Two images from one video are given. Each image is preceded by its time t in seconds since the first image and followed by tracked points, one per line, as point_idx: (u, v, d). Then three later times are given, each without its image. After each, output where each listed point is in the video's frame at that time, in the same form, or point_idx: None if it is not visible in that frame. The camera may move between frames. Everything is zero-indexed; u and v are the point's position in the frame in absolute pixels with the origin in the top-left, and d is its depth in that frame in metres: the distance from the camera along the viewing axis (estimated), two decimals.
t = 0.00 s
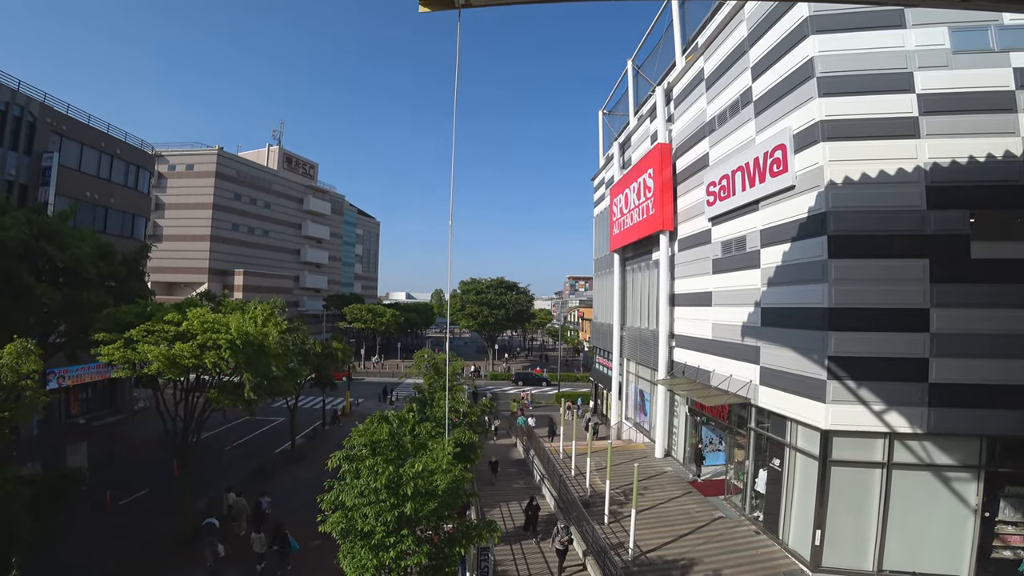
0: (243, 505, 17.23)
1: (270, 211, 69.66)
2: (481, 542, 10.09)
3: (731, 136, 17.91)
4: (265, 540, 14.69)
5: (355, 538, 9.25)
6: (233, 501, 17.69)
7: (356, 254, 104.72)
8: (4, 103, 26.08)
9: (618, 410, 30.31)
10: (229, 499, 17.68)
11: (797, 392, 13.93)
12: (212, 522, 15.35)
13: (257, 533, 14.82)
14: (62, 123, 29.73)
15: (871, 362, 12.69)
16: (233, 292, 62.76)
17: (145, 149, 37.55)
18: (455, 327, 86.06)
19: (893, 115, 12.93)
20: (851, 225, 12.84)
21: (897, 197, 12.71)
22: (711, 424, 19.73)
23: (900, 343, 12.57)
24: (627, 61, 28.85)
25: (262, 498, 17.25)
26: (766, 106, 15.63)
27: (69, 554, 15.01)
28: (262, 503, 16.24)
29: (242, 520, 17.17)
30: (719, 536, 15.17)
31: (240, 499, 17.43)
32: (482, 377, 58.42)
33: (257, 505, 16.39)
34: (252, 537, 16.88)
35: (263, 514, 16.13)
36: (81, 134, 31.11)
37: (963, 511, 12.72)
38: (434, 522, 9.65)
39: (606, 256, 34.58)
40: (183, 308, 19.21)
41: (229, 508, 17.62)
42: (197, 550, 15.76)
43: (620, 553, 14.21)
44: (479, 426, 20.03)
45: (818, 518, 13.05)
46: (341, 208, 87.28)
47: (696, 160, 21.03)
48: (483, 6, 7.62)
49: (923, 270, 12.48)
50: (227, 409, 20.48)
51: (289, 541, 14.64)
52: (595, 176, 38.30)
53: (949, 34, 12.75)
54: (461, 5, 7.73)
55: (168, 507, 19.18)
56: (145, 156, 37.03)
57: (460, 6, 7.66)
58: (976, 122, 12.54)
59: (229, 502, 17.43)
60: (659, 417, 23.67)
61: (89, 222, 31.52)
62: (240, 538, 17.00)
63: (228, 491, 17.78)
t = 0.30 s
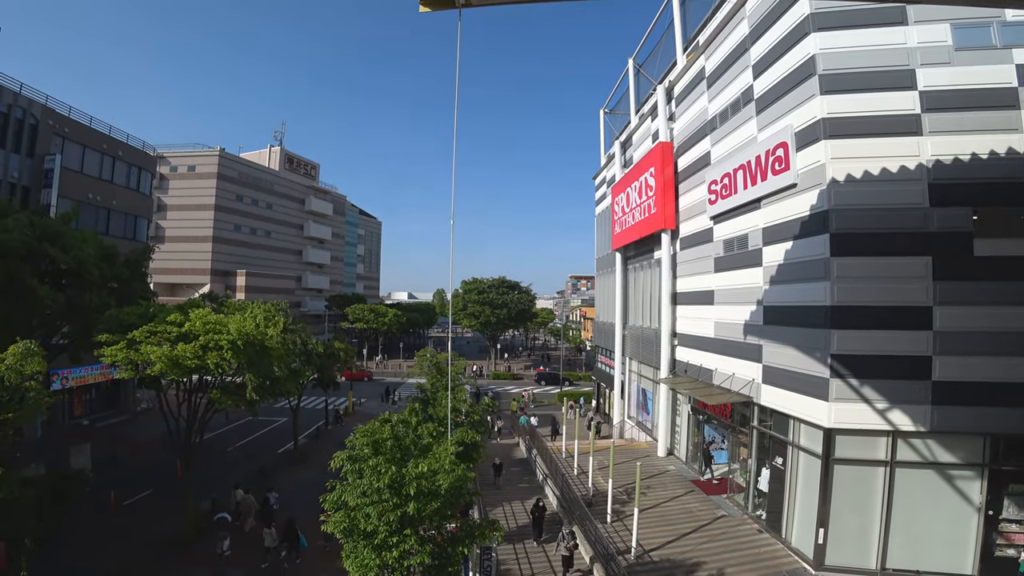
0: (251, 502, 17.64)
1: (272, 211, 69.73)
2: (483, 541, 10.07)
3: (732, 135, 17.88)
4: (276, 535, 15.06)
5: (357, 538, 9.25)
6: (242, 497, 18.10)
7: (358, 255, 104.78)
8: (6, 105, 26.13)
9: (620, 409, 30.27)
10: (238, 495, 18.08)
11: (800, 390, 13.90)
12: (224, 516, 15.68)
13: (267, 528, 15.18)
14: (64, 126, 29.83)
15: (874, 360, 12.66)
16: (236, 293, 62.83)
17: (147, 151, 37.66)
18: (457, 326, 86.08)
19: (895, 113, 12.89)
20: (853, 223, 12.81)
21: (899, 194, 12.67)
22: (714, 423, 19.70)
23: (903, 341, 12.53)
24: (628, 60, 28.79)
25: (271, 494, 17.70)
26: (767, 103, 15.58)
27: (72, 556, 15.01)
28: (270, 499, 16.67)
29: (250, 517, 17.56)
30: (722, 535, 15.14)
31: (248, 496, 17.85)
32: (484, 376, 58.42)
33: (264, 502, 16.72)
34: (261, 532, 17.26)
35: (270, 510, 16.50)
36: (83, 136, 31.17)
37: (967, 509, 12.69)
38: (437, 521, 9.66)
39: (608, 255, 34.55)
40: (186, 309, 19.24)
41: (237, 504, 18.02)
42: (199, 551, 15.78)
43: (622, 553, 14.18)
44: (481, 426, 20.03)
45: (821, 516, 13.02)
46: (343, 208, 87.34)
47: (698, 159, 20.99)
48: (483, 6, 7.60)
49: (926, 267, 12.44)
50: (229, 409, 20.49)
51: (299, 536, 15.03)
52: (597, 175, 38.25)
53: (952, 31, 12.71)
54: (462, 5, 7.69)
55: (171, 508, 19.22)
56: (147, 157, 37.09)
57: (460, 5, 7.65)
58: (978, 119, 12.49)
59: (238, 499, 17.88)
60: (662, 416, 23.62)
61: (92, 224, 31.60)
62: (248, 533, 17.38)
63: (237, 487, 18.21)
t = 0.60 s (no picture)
0: (259, 496, 18.24)
1: (274, 211, 69.84)
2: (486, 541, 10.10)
3: (734, 134, 17.84)
4: (288, 527, 15.80)
5: (359, 538, 9.27)
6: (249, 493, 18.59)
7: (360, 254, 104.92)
8: (8, 106, 26.19)
9: (622, 409, 30.25)
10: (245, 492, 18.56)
11: (802, 390, 13.87)
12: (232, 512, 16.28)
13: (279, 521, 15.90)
14: (66, 126, 29.91)
15: (876, 359, 12.63)
16: (238, 293, 62.81)
17: (149, 152, 37.74)
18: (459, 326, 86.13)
19: (898, 111, 12.84)
20: (856, 222, 12.77)
21: (902, 193, 12.63)
22: (716, 422, 19.69)
23: (906, 340, 12.50)
24: (629, 59, 28.75)
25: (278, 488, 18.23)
26: (770, 102, 15.55)
27: (76, 556, 15.05)
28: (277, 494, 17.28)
29: (258, 511, 18.21)
30: (725, 535, 15.11)
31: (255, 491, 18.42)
32: (486, 376, 58.46)
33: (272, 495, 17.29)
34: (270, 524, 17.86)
35: (280, 504, 17.12)
36: (85, 136, 31.26)
37: (970, 509, 12.66)
38: (439, 520, 9.67)
39: (610, 255, 34.53)
40: (188, 309, 19.31)
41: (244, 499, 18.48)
42: (202, 551, 15.86)
43: (624, 553, 14.18)
44: (483, 425, 20.03)
45: (823, 516, 13.00)
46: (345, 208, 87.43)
47: (699, 158, 20.95)
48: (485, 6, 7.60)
49: (928, 266, 12.41)
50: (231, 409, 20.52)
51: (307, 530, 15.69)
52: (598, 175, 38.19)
53: (954, 29, 12.67)
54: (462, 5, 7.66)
55: (175, 507, 19.27)
56: (149, 158, 37.18)
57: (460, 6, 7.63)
58: (981, 117, 12.46)
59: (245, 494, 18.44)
60: (663, 415, 23.61)
61: (94, 224, 31.68)
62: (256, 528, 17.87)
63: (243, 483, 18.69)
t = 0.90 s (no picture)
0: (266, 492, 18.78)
1: (275, 211, 69.90)
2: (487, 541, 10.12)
3: (735, 134, 17.82)
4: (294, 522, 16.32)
5: (359, 538, 9.27)
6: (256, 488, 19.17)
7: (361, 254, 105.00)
8: (10, 106, 26.23)
9: (623, 409, 30.25)
10: (252, 487, 19.19)
11: (803, 391, 13.86)
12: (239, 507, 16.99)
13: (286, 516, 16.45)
14: (68, 126, 29.96)
15: (876, 360, 12.62)
16: (238, 292, 62.24)
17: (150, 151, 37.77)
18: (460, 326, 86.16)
19: (899, 111, 12.83)
20: (858, 222, 12.75)
21: (903, 193, 12.61)
22: (716, 422, 19.68)
23: (907, 341, 12.48)
24: (630, 59, 28.73)
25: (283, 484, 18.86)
26: (771, 102, 15.54)
27: (77, 555, 15.07)
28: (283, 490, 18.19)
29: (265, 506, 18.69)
30: (725, 535, 15.11)
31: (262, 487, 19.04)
32: (487, 376, 58.45)
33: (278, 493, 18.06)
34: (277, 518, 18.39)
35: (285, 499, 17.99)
36: (86, 136, 31.31)
37: (971, 510, 12.64)
38: (439, 521, 9.66)
39: (611, 255, 34.52)
40: (189, 309, 19.34)
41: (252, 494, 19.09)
42: (203, 550, 15.91)
43: (625, 553, 14.18)
44: (483, 425, 20.04)
45: (824, 517, 12.99)
46: (346, 208, 87.46)
47: (701, 158, 20.94)
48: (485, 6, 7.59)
49: (929, 267, 12.39)
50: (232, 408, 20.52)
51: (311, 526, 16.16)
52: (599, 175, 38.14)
53: (956, 29, 12.65)
54: (463, 5, 7.65)
55: (176, 507, 19.29)
56: (151, 158, 37.26)
57: (461, 6, 7.62)
58: (983, 118, 12.43)
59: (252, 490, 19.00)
60: (664, 415, 23.61)
61: (96, 224, 31.74)
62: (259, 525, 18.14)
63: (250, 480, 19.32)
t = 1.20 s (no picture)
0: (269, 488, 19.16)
1: (276, 211, 69.93)
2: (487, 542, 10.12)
3: (736, 135, 17.81)
4: (299, 517, 16.82)
5: (358, 539, 9.26)
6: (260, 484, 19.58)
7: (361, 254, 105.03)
8: (10, 105, 26.24)
9: (622, 409, 30.27)
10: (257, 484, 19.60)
11: (803, 392, 13.86)
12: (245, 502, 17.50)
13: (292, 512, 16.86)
14: (68, 125, 29.97)
15: (876, 361, 12.62)
16: (239, 292, 62.54)
17: (151, 150, 37.79)
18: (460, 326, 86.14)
19: (900, 113, 12.83)
20: (858, 223, 12.75)
21: (903, 195, 12.61)
22: (716, 423, 19.69)
23: (907, 342, 12.48)
24: (631, 59, 28.73)
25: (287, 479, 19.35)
26: (771, 104, 15.54)
27: (77, 553, 15.08)
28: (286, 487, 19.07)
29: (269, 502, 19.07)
30: (724, 536, 15.12)
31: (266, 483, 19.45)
32: (487, 376, 58.44)
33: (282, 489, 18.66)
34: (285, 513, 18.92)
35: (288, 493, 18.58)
36: (87, 135, 31.31)
37: (970, 512, 12.64)
38: (439, 522, 9.65)
39: (611, 256, 34.50)
40: (189, 308, 19.35)
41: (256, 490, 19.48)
42: (203, 548, 15.97)
43: (624, 553, 14.19)
44: (483, 425, 20.05)
45: (823, 518, 12.99)
46: (346, 208, 87.55)
47: (701, 159, 20.94)
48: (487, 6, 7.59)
49: (930, 268, 12.39)
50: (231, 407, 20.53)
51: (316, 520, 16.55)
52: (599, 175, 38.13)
53: (957, 31, 12.65)
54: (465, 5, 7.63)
55: (175, 506, 19.29)
56: (152, 157, 37.30)
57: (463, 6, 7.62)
58: (984, 120, 12.43)
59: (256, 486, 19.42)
60: (663, 415, 23.62)
61: (96, 223, 31.75)
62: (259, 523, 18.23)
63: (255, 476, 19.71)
